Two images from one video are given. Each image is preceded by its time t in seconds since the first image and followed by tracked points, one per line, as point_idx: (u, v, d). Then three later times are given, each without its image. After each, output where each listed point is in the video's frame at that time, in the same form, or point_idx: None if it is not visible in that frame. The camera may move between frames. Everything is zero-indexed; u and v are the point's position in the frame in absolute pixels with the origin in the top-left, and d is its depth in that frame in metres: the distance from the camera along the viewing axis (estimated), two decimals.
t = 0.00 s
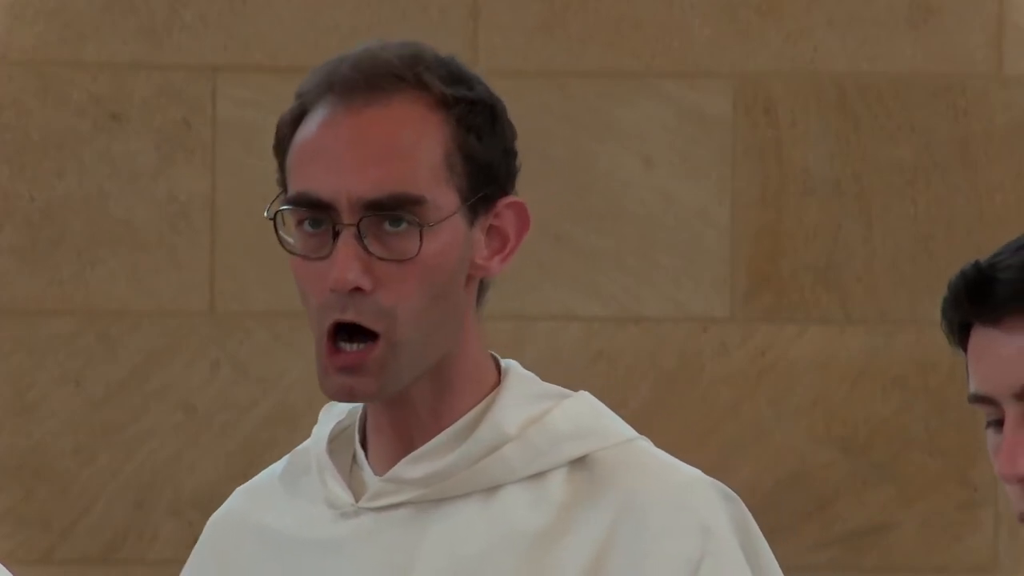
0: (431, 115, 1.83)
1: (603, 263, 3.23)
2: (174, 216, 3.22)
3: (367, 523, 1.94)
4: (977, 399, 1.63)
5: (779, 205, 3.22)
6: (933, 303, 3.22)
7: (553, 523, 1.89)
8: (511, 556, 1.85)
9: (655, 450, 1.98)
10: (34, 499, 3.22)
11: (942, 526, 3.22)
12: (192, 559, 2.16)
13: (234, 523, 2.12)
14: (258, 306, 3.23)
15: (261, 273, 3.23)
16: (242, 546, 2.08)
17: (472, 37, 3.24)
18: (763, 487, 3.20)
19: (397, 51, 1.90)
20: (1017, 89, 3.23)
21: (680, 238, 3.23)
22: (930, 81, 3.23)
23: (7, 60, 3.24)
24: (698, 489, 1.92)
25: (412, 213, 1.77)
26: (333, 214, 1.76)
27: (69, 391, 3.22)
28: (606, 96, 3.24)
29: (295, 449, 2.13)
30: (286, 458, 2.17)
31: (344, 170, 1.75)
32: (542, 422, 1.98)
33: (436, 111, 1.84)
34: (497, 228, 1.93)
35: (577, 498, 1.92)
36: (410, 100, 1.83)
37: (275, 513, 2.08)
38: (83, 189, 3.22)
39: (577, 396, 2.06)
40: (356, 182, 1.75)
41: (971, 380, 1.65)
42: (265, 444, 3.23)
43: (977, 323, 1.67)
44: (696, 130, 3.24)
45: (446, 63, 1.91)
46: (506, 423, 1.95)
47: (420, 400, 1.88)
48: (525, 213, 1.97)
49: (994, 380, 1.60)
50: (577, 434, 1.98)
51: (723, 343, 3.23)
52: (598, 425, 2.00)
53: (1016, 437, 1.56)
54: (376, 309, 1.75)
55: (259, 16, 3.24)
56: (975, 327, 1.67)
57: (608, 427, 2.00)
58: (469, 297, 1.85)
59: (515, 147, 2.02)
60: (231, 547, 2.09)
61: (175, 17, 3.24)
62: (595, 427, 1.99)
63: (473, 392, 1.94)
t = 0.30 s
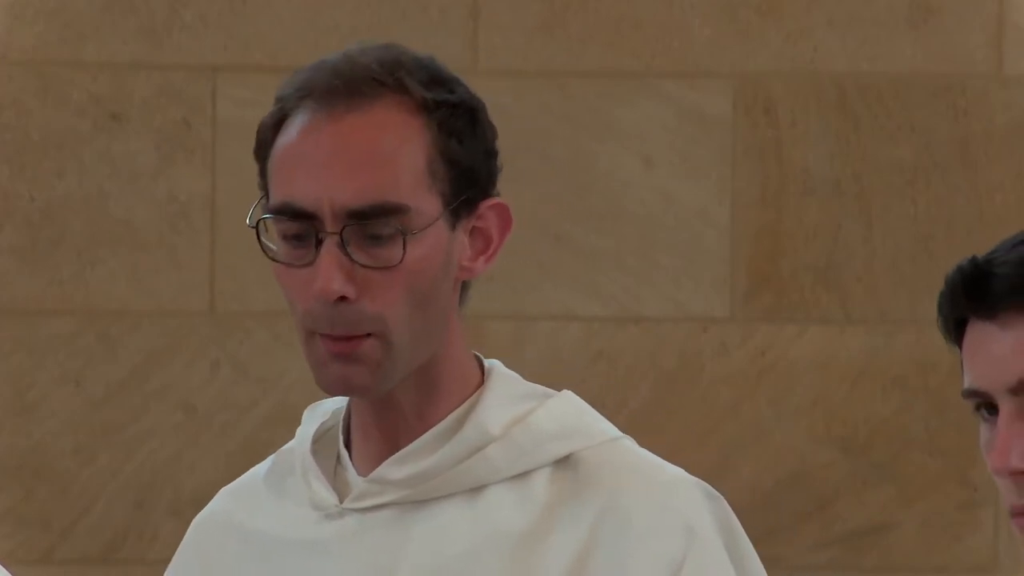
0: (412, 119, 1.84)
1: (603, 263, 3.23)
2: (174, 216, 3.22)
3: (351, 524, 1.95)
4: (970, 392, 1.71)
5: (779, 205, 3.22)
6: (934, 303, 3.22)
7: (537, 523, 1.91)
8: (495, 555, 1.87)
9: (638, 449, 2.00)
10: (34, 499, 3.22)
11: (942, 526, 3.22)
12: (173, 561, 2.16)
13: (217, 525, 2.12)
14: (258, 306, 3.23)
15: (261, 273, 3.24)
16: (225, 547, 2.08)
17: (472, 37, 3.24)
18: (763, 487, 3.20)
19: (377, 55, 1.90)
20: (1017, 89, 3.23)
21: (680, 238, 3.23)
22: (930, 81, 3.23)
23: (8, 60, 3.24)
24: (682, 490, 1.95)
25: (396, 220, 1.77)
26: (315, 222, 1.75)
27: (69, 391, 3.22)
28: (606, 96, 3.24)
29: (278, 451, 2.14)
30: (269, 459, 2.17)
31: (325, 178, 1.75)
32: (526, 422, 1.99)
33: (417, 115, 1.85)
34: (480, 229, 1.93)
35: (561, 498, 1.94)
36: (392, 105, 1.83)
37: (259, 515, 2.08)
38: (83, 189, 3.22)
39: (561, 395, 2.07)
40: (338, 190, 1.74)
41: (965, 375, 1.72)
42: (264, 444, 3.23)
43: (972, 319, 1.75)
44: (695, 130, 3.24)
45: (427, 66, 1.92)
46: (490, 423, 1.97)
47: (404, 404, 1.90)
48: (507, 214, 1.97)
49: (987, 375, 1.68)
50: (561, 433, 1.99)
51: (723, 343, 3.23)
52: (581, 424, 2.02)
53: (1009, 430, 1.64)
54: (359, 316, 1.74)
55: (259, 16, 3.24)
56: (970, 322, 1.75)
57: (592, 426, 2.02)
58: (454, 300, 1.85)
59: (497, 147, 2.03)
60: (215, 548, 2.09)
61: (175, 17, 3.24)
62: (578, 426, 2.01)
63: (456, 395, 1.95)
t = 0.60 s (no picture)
0: (404, 132, 1.83)
1: (603, 263, 3.23)
2: (174, 216, 3.22)
3: (343, 523, 1.96)
4: (966, 379, 1.70)
5: (779, 205, 3.22)
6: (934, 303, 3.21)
7: (528, 522, 1.91)
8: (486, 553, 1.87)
9: (631, 448, 2.01)
10: (34, 499, 3.22)
11: (942, 526, 3.21)
12: (164, 561, 2.16)
13: (210, 525, 2.12)
14: (258, 306, 3.23)
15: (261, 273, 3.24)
16: (218, 547, 2.08)
17: (472, 37, 3.24)
18: (763, 487, 3.20)
19: (367, 64, 1.88)
20: (1017, 89, 3.23)
21: (680, 238, 3.23)
22: (930, 81, 3.23)
23: (7, 60, 3.24)
24: (674, 489, 1.95)
25: (388, 238, 1.77)
26: (308, 241, 1.75)
27: (69, 391, 3.22)
28: (606, 96, 3.24)
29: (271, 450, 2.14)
30: (262, 459, 2.17)
31: (317, 197, 1.74)
32: (518, 422, 2.00)
33: (408, 128, 1.84)
34: (472, 234, 1.94)
35: (552, 496, 1.95)
36: (382, 117, 1.82)
37: (252, 515, 2.08)
38: (83, 189, 3.22)
39: (554, 396, 2.07)
40: (329, 210, 1.73)
41: (963, 362, 1.72)
42: (264, 444, 3.23)
43: (971, 305, 1.74)
44: (695, 130, 3.24)
45: (417, 74, 1.91)
46: (483, 423, 1.97)
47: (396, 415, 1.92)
48: (499, 220, 1.98)
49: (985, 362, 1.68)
50: (553, 433, 2.00)
51: (723, 343, 3.23)
52: (574, 424, 2.02)
53: (1006, 416, 1.64)
54: (351, 334, 1.75)
55: (259, 16, 3.24)
56: (970, 308, 1.75)
57: (585, 426, 2.02)
58: (446, 310, 1.86)
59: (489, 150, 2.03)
60: (208, 549, 2.09)
61: (175, 17, 3.24)
62: (571, 426, 2.01)
63: (447, 397, 1.96)
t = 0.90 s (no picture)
0: (402, 139, 1.84)
1: (603, 263, 3.23)
2: (174, 216, 3.22)
3: (343, 522, 1.97)
4: (963, 368, 1.75)
5: (779, 205, 3.22)
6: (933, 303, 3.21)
7: (527, 520, 1.93)
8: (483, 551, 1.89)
9: (631, 444, 2.02)
10: (34, 499, 3.22)
11: (942, 526, 3.21)
12: (167, 557, 2.17)
13: (211, 522, 2.13)
14: (258, 306, 3.24)
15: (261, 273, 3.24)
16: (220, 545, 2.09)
17: (472, 37, 3.24)
18: (763, 487, 3.20)
19: (366, 70, 1.89)
20: (1017, 89, 3.23)
21: (680, 238, 3.23)
22: (930, 81, 3.23)
23: (7, 60, 3.24)
24: (674, 484, 1.96)
25: (387, 246, 1.77)
26: (306, 249, 1.74)
27: (69, 391, 3.22)
28: (606, 96, 3.24)
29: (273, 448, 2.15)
30: (264, 456, 2.18)
31: (316, 205, 1.74)
32: (518, 420, 2.01)
33: (406, 134, 1.85)
34: (471, 238, 1.95)
35: (551, 493, 1.97)
36: (380, 124, 1.83)
37: (253, 513, 2.09)
38: (83, 189, 3.22)
39: (554, 393, 2.09)
40: (328, 219, 1.73)
41: (960, 352, 1.77)
42: (264, 444, 3.23)
43: (971, 295, 1.79)
44: (695, 130, 3.24)
45: (416, 79, 1.91)
46: (483, 421, 1.98)
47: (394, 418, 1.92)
48: (498, 223, 1.99)
49: (982, 352, 1.73)
50: (553, 430, 2.01)
51: (723, 343, 3.23)
52: (574, 421, 2.03)
53: (1002, 407, 1.69)
54: (350, 342, 1.74)
55: (259, 16, 3.24)
56: (969, 298, 1.80)
57: (585, 422, 2.03)
58: (445, 315, 1.86)
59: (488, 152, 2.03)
60: (209, 546, 2.11)
61: (175, 17, 3.24)
62: (570, 422, 2.03)
63: (444, 392, 1.96)
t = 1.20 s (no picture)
0: (395, 155, 1.83)
1: (603, 263, 3.23)
2: (174, 216, 3.22)
3: (355, 526, 2.01)
4: (958, 365, 1.74)
5: (779, 205, 3.22)
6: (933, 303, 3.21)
7: (536, 519, 1.95)
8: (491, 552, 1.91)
9: (640, 442, 2.03)
10: (34, 499, 3.22)
11: (942, 526, 3.21)
12: (186, 557, 2.23)
13: (228, 523, 2.18)
14: (258, 306, 3.23)
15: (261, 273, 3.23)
16: (236, 545, 2.15)
17: (472, 37, 3.24)
18: (763, 487, 3.20)
19: (356, 86, 1.89)
20: (1017, 89, 3.23)
21: (680, 238, 3.23)
22: (930, 81, 3.23)
23: (7, 60, 3.24)
24: (683, 480, 1.96)
25: (384, 265, 1.77)
26: (303, 271, 1.75)
27: (69, 391, 3.22)
28: (606, 96, 3.24)
29: (287, 450, 2.19)
30: (279, 457, 2.22)
31: (309, 228, 1.74)
32: (527, 420, 2.03)
33: (399, 150, 1.85)
34: (471, 246, 1.95)
35: (560, 492, 1.98)
36: (372, 142, 1.82)
37: (269, 514, 2.14)
38: (83, 189, 3.22)
39: (563, 391, 2.10)
40: (323, 241, 1.73)
41: (955, 349, 1.76)
42: (265, 444, 3.23)
43: (969, 291, 1.78)
44: (695, 130, 3.24)
45: (407, 92, 1.91)
46: (492, 422, 2.00)
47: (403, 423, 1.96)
48: (496, 231, 1.99)
49: (977, 349, 1.72)
50: (562, 428, 2.02)
51: (723, 343, 3.23)
52: (583, 420, 2.04)
53: (997, 403, 1.69)
54: (352, 360, 1.76)
55: (259, 16, 3.24)
56: (966, 295, 1.78)
57: (595, 421, 2.04)
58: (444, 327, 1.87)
59: (484, 159, 2.03)
60: (226, 546, 2.16)
61: (175, 17, 3.24)
62: (579, 421, 2.04)
63: (453, 392, 1.98)
